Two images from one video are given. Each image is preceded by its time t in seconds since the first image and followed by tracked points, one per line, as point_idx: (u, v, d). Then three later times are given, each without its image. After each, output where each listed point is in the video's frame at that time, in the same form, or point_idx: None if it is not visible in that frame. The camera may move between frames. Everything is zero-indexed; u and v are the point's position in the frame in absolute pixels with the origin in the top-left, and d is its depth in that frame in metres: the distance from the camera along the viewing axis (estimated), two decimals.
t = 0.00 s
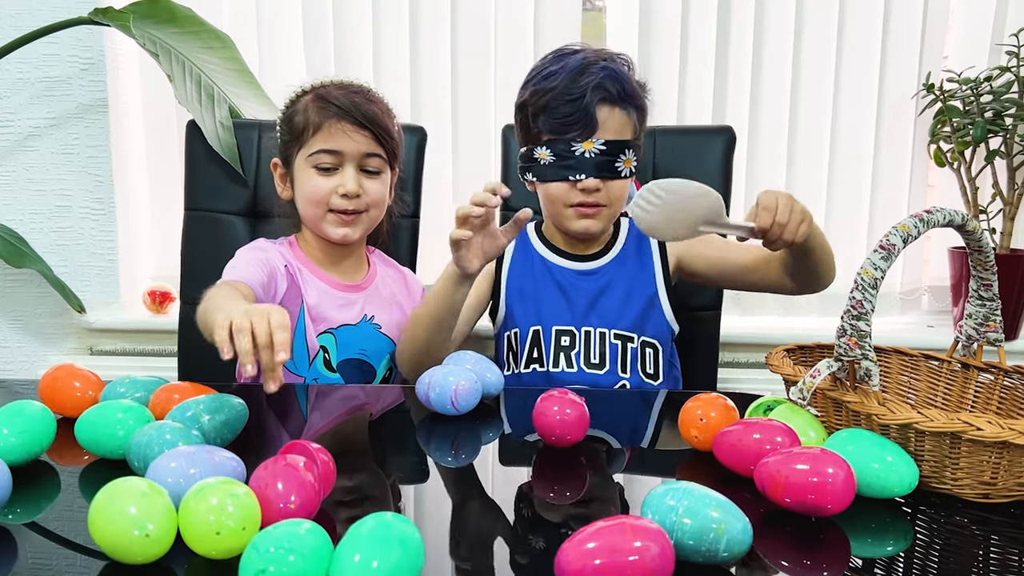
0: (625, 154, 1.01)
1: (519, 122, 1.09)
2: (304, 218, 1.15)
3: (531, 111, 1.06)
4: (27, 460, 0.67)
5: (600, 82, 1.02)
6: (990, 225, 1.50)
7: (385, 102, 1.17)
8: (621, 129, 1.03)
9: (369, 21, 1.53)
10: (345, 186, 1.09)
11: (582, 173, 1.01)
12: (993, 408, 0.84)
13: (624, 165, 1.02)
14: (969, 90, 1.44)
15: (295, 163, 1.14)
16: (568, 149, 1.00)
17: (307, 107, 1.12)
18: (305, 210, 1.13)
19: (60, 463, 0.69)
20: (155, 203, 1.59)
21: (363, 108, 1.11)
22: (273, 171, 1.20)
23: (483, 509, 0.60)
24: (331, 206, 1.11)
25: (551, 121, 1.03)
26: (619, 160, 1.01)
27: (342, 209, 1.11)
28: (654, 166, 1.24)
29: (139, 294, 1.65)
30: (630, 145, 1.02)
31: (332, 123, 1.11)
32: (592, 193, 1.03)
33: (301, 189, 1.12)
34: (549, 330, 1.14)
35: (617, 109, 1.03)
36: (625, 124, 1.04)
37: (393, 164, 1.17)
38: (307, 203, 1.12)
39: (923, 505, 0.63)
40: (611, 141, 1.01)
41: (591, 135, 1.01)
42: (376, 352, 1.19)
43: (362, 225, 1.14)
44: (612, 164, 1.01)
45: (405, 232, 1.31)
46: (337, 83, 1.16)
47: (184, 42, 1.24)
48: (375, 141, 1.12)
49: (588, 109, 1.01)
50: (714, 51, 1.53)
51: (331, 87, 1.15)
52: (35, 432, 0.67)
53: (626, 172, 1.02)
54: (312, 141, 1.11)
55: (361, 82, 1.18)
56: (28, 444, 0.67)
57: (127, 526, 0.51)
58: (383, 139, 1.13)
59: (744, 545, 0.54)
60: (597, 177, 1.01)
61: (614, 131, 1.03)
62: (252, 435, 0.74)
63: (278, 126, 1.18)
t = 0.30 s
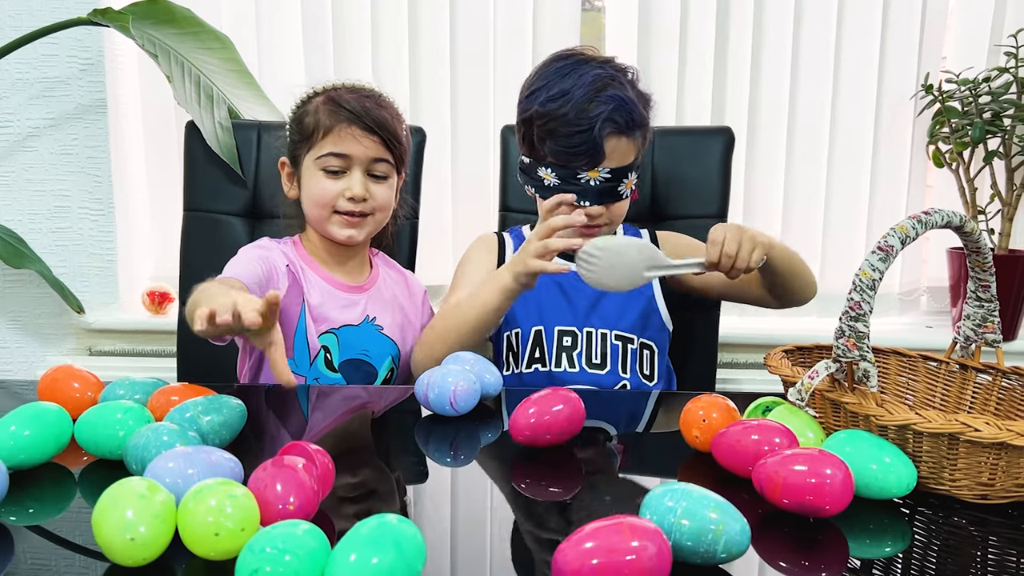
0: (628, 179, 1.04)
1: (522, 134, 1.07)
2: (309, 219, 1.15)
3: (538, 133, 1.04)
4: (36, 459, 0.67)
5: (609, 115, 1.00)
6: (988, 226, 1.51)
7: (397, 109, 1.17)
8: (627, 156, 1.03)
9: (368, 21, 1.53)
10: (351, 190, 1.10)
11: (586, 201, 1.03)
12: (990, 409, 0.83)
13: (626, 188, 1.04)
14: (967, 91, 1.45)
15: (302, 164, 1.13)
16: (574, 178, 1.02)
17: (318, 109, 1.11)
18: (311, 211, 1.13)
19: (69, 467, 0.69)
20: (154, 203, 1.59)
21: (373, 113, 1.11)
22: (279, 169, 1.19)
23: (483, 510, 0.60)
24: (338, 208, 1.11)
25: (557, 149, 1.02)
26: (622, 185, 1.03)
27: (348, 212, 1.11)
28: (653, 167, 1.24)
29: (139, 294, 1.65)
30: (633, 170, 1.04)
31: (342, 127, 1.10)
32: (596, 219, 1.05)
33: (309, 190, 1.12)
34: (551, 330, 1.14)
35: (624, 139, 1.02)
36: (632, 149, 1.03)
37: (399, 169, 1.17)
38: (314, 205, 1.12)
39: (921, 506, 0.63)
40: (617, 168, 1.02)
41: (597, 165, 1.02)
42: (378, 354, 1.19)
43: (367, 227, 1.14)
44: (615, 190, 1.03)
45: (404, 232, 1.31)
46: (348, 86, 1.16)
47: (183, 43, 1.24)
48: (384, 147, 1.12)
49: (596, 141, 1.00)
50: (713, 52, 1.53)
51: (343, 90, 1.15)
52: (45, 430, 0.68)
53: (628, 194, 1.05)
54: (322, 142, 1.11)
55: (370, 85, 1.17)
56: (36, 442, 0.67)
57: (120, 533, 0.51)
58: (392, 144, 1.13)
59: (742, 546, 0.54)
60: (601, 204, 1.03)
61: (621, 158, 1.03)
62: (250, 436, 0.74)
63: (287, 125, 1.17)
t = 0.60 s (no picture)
0: (617, 173, 1.03)
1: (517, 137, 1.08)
2: (310, 219, 1.12)
3: (525, 131, 1.05)
4: (28, 456, 0.67)
5: (590, 109, 1.00)
6: (986, 226, 1.51)
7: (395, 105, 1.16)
8: (613, 151, 1.03)
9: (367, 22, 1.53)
10: (355, 187, 1.08)
11: (573, 196, 1.03)
12: (988, 410, 0.83)
13: (616, 183, 1.04)
14: (965, 91, 1.45)
15: (303, 162, 1.11)
16: (560, 173, 1.02)
17: (319, 106, 1.10)
18: (312, 210, 1.10)
19: (62, 467, 0.69)
20: (152, 204, 1.59)
21: (376, 110, 1.10)
22: (277, 171, 1.16)
23: (480, 510, 0.60)
24: (340, 205, 1.08)
25: (543, 144, 1.03)
26: (611, 180, 1.03)
27: (351, 209, 1.09)
28: (651, 167, 1.24)
29: (137, 294, 1.65)
30: (623, 164, 1.04)
31: (345, 123, 1.09)
32: (581, 214, 1.06)
33: (310, 188, 1.09)
34: (554, 329, 1.14)
35: (609, 133, 1.02)
36: (618, 144, 1.03)
37: (399, 167, 1.15)
38: (316, 203, 1.09)
39: (918, 507, 0.63)
40: (605, 164, 1.02)
41: (583, 160, 1.02)
42: (382, 360, 1.15)
43: (371, 226, 1.11)
44: (603, 185, 1.03)
45: (402, 232, 1.31)
46: (350, 85, 1.14)
47: (181, 43, 1.24)
48: (385, 143, 1.10)
49: (580, 135, 1.01)
50: (712, 52, 1.53)
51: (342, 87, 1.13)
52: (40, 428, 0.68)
53: (619, 189, 1.05)
54: (323, 139, 1.09)
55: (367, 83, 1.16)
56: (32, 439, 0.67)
57: (112, 533, 0.51)
58: (392, 141, 1.11)
59: (739, 547, 0.54)
60: (586, 199, 1.04)
61: (607, 153, 1.02)
62: (248, 437, 0.74)
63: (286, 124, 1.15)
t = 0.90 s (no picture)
0: (620, 172, 1.04)
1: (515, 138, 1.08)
2: (317, 226, 1.09)
3: (526, 132, 1.05)
4: (20, 455, 0.67)
5: (593, 110, 1.01)
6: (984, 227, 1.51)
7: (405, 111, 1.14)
8: (615, 152, 1.03)
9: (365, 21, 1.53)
10: (365, 196, 1.05)
11: (577, 196, 1.04)
12: (985, 410, 0.83)
13: (618, 182, 1.04)
14: (964, 91, 1.45)
15: (312, 168, 1.09)
16: (563, 173, 1.03)
17: (331, 112, 1.07)
18: (320, 217, 1.08)
19: (58, 466, 0.68)
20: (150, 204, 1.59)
21: (388, 118, 1.07)
22: (284, 174, 1.15)
23: (478, 510, 0.60)
24: (349, 214, 1.06)
25: (545, 145, 1.02)
26: (614, 179, 1.04)
27: (361, 218, 1.06)
28: (649, 167, 1.24)
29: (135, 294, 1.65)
30: (625, 163, 1.04)
31: (357, 131, 1.06)
32: (586, 213, 1.06)
33: (320, 195, 1.07)
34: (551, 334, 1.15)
35: (611, 133, 1.02)
36: (621, 145, 1.04)
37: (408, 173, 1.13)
38: (325, 211, 1.07)
39: (916, 507, 0.63)
40: (607, 163, 1.03)
41: (587, 161, 1.02)
42: (383, 367, 1.15)
43: (379, 234, 1.09)
44: (607, 184, 1.03)
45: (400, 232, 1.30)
46: (361, 90, 1.12)
47: (179, 42, 1.24)
48: (397, 152, 1.08)
49: (583, 136, 1.01)
50: (710, 52, 1.53)
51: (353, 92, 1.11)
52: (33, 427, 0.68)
53: (621, 188, 1.05)
54: (335, 146, 1.06)
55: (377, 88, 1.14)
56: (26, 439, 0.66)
57: (103, 535, 0.51)
58: (403, 149, 1.09)
59: (736, 547, 0.54)
60: (591, 199, 1.04)
61: (609, 153, 1.03)
62: (245, 436, 0.74)
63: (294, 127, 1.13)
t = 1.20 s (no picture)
0: (617, 156, 1.04)
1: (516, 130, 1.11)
2: (323, 228, 1.09)
3: (522, 120, 1.08)
4: (18, 458, 0.66)
5: (583, 89, 1.03)
6: (983, 226, 1.51)
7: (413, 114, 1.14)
8: (610, 133, 1.04)
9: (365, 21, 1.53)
10: (371, 200, 1.05)
11: (573, 178, 1.04)
12: (984, 409, 0.83)
13: (616, 167, 1.04)
14: (963, 91, 1.45)
15: (319, 169, 1.09)
16: (558, 156, 1.03)
17: (340, 114, 1.07)
18: (325, 219, 1.08)
19: (59, 467, 0.68)
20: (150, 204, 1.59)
21: (396, 122, 1.07)
22: (289, 173, 1.15)
23: (478, 510, 0.60)
24: (354, 216, 1.06)
25: (538, 128, 1.05)
26: (609, 162, 1.04)
27: (366, 220, 1.06)
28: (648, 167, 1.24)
29: (135, 294, 1.65)
30: (621, 147, 1.04)
31: (366, 134, 1.06)
32: (583, 197, 1.06)
33: (325, 197, 1.07)
34: (551, 336, 1.15)
35: (603, 113, 1.04)
36: (615, 127, 1.05)
37: (415, 176, 1.12)
38: (329, 213, 1.06)
39: (915, 506, 0.63)
40: (601, 145, 1.03)
41: (579, 142, 1.03)
42: (383, 369, 1.15)
43: (383, 236, 1.09)
44: (602, 168, 1.03)
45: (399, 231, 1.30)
46: (369, 92, 1.12)
47: (179, 42, 1.24)
48: (405, 158, 1.08)
49: (573, 115, 1.03)
50: (709, 52, 1.53)
51: (362, 96, 1.11)
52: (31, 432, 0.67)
53: (619, 173, 1.05)
54: (342, 148, 1.06)
55: (385, 91, 1.14)
56: (23, 440, 0.66)
57: (109, 533, 0.51)
58: (410, 154, 1.09)
59: (736, 546, 0.54)
60: (586, 181, 1.04)
61: (603, 134, 1.04)
62: (245, 436, 0.74)
63: (302, 127, 1.13)
